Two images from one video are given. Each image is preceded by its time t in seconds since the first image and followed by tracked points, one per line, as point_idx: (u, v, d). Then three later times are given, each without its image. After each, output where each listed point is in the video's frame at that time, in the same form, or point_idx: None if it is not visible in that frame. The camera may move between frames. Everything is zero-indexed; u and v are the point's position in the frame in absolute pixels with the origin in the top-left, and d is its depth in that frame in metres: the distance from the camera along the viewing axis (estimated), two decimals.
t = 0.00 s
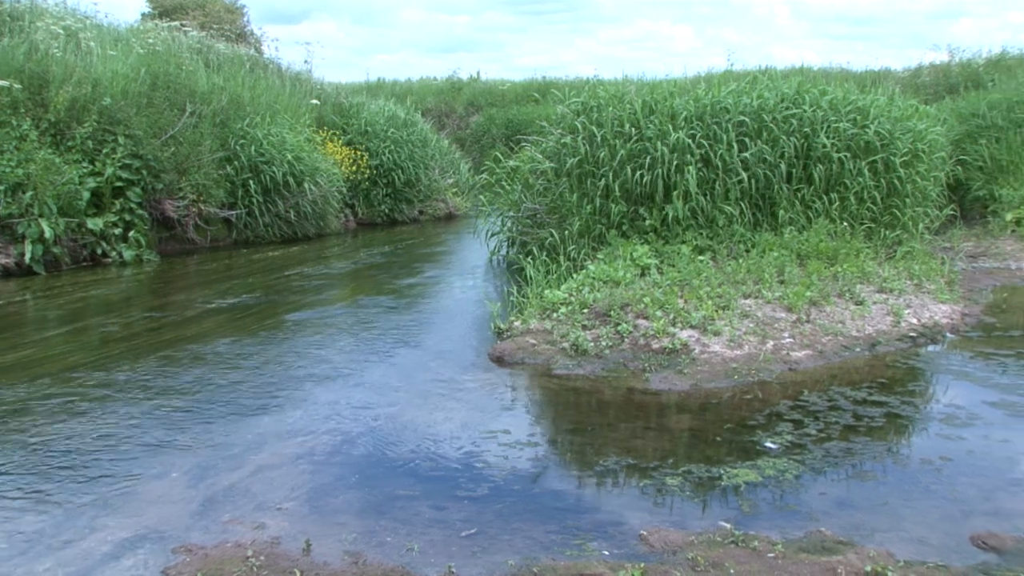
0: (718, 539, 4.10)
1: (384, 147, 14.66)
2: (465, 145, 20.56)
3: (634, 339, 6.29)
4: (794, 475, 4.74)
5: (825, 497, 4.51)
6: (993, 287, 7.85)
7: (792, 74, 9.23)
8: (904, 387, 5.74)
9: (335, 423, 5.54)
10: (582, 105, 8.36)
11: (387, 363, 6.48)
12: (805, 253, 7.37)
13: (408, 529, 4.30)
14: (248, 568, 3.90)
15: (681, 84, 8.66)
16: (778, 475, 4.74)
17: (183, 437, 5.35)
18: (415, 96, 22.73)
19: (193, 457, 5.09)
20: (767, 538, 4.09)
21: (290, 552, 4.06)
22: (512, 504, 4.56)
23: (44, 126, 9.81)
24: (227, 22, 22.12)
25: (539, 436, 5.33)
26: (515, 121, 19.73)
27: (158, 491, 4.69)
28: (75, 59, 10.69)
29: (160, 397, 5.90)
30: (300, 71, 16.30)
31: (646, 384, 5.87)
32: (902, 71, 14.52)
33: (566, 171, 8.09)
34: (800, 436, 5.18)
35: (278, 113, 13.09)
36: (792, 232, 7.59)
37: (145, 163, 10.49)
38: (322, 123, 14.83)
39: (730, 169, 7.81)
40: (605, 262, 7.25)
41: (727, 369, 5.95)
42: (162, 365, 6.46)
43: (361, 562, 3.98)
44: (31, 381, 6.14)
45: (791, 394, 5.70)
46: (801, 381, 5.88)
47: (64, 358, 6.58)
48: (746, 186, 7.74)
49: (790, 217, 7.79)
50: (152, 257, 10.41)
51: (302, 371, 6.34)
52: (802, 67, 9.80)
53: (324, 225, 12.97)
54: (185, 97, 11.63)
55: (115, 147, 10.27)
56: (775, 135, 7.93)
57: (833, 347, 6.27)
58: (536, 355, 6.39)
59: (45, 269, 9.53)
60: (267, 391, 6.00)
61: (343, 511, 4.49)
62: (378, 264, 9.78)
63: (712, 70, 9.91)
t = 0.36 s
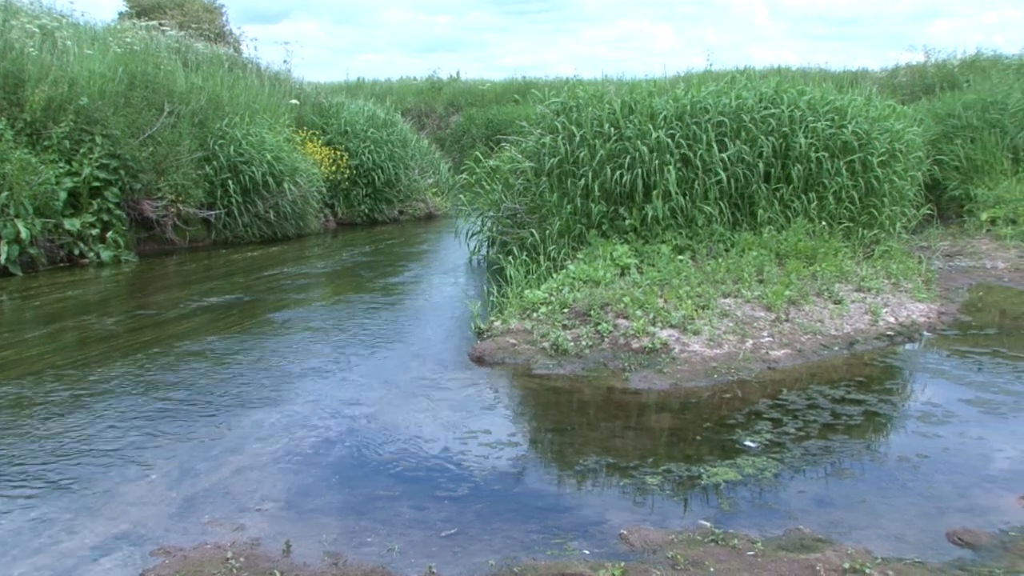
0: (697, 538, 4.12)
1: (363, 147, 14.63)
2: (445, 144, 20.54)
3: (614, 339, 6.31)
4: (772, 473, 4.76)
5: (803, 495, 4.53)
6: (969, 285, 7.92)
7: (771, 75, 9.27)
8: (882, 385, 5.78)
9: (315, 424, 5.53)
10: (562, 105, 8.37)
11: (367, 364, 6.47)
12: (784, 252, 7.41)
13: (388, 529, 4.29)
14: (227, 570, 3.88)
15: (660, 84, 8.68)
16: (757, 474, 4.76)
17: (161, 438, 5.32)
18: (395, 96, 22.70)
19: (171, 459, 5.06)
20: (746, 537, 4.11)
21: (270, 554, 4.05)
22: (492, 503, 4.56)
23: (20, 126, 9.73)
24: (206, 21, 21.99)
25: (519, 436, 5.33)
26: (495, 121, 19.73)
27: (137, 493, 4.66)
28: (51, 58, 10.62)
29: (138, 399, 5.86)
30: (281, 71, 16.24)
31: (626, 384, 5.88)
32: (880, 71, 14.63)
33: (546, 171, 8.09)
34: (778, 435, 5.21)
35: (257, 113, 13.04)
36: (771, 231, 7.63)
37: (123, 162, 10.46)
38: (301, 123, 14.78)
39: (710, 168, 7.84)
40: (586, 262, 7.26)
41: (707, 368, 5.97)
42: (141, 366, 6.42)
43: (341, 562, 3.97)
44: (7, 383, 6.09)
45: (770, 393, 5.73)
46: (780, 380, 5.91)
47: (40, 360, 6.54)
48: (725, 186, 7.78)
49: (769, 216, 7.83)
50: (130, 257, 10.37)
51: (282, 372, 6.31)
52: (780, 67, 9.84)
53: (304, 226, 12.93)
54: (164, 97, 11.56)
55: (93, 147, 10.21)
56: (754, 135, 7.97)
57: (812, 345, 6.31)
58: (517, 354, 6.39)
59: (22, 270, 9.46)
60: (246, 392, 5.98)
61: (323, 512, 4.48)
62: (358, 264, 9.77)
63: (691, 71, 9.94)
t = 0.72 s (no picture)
0: (674, 536, 4.13)
1: (340, 147, 14.58)
2: (422, 144, 20.52)
3: (591, 338, 6.32)
4: (749, 471, 4.79)
5: (779, 493, 4.56)
6: (942, 284, 8.00)
7: (746, 75, 9.32)
8: (857, 383, 5.83)
9: (293, 424, 5.51)
10: (538, 105, 8.37)
11: (345, 364, 6.46)
12: (760, 252, 7.45)
13: (366, 530, 4.28)
14: (203, 572, 3.86)
15: (637, 84, 8.71)
16: (733, 472, 4.79)
17: (137, 440, 5.28)
18: (371, 96, 22.65)
19: (146, 460, 5.03)
20: (723, 535, 4.13)
21: (246, 555, 4.03)
22: (470, 503, 4.56)
23: None
24: (181, 20, 21.84)
25: (497, 436, 5.33)
26: (472, 121, 19.72)
27: (112, 495, 4.63)
28: (23, 58, 10.52)
29: (113, 400, 5.83)
30: (257, 71, 16.17)
31: (603, 383, 5.90)
32: (854, 72, 14.74)
33: (522, 171, 8.10)
34: (755, 433, 5.23)
35: (232, 113, 12.98)
36: (747, 231, 7.67)
37: (97, 162, 10.37)
38: (278, 123, 14.71)
39: (686, 168, 7.87)
40: (563, 262, 7.27)
41: (683, 368, 5.99)
42: (116, 368, 6.38)
43: (318, 563, 3.96)
44: None
45: (746, 392, 5.76)
46: (756, 378, 5.94)
47: (14, 361, 6.49)
48: (701, 185, 7.81)
49: (745, 216, 7.88)
50: (105, 258, 10.30)
51: (259, 373, 6.29)
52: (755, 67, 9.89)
53: (281, 226, 12.89)
54: (139, 96, 11.47)
55: (66, 147, 10.13)
56: (730, 135, 8.01)
57: (788, 344, 6.35)
58: (494, 354, 6.39)
59: None
60: (223, 393, 5.95)
61: (301, 513, 4.46)
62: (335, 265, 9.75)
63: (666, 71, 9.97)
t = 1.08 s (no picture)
0: (651, 535, 4.14)
1: (315, 147, 14.53)
2: (398, 144, 20.49)
3: (567, 338, 6.33)
4: (724, 470, 4.81)
5: (754, 491, 4.59)
6: (915, 282, 8.07)
7: (720, 75, 9.36)
8: (831, 381, 5.87)
9: (268, 425, 5.49)
10: (513, 105, 8.37)
11: (321, 365, 6.44)
12: (735, 251, 7.49)
13: (342, 531, 4.27)
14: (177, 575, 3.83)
15: (612, 84, 8.73)
16: (709, 470, 4.81)
17: (110, 442, 5.25)
18: (347, 96, 22.59)
19: (120, 463, 4.99)
20: (698, 533, 4.14)
21: (222, 557, 4.01)
22: (446, 503, 4.56)
23: None
24: (154, 19, 21.64)
25: (473, 436, 5.33)
26: (447, 121, 19.71)
27: (85, 498, 4.59)
28: None
29: (87, 403, 5.78)
30: (232, 71, 16.09)
31: (579, 383, 5.91)
32: (827, 72, 14.84)
33: (498, 171, 8.10)
34: (730, 432, 5.26)
35: (207, 112, 12.91)
36: (722, 230, 7.70)
37: (69, 162, 10.28)
38: (252, 122, 14.64)
39: (661, 167, 7.90)
40: (539, 262, 7.28)
41: (659, 367, 6.02)
42: (90, 370, 6.33)
43: (294, 565, 3.94)
44: None
45: (721, 391, 5.79)
46: (732, 377, 5.97)
47: None
48: (676, 185, 7.85)
49: (719, 215, 7.92)
50: (78, 259, 10.23)
51: (234, 374, 6.26)
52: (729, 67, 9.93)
53: (256, 226, 12.84)
54: (112, 96, 11.36)
55: (37, 147, 10.04)
56: (705, 135, 8.04)
57: (763, 343, 6.39)
58: (470, 354, 6.39)
59: None
60: (198, 394, 5.92)
61: (277, 514, 4.45)
62: (309, 265, 9.72)
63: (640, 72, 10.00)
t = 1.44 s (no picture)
0: (624, 533, 4.15)
1: (288, 147, 14.47)
2: (370, 144, 20.46)
3: (540, 338, 6.34)
4: (697, 468, 4.83)
5: (726, 489, 4.61)
6: (885, 281, 8.15)
7: (691, 75, 9.40)
8: (802, 379, 5.92)
9: (241, 427, 5.46)
10: (485, 105, 8.37)
11: (294, 366, 6.41)
12: (707, 250, 7.53)
13: (315, 533, 4.25)
14: None
15: (583, 84, 8.74)
16: (682, 469, 4.83)
17: (80, 445, 5.20)
18: (319, 96, 22.52)
19: (90, 466, 4.95)
20: (671, 532, 4.16)
21: (193, 560, 3.98)
22: (420, 503, 4.55)
23: None
24: (123, 18, 21.39)
25: (447, 436, 5.33)
26: (420, 121, 19.69)
27: (54, 502, 4.54)
28: None
29: (55, 405, 5.72)
30: (203, 71, 15.97)
31: (552, 382, 5.92)
32: (798, 72, 14.93)
33: (470, 171, 8.10)
34: (702, 430, 5.28)
35: (178, 112, 12.81)
36: (694, 230, 7.74)
37: (37, 162, 10.19)
38: (224, 122, 14.55)
39: (633, 167, 7.93)
40: (513, 261, 7.29)
41: (632, 366, 6.04)
42: (59, 372, 6.27)
43: (266, 567, 3.92)
44: None
45: (694, 389, 5.82)
46: (704, 376, 6.00)
47: None
48: (648, 184, 7.88)
49: (691, 214, 7.96)
50: (47, 260, 10.14)
51: (206, 375, 6.22)
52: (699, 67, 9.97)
53: (227, 226, 12.78)
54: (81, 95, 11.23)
55: (4, 146, 9.96)
56: (677, 134, 8.07)
57: (735, 341, 6.43)
58: (443, 354, 6.39)
59: None
60: (170, 396, 5.88)
61: (249, 516, 4.42)
62: (280, 265, 9.69)
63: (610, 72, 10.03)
